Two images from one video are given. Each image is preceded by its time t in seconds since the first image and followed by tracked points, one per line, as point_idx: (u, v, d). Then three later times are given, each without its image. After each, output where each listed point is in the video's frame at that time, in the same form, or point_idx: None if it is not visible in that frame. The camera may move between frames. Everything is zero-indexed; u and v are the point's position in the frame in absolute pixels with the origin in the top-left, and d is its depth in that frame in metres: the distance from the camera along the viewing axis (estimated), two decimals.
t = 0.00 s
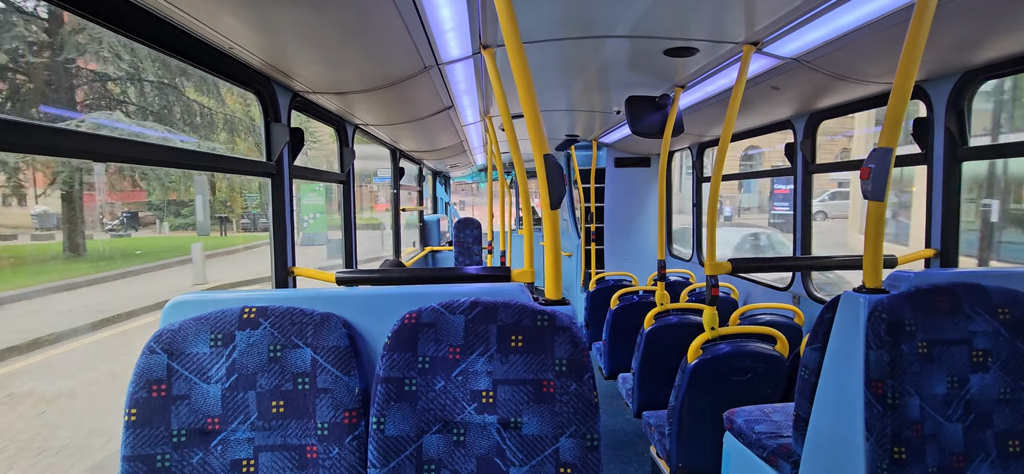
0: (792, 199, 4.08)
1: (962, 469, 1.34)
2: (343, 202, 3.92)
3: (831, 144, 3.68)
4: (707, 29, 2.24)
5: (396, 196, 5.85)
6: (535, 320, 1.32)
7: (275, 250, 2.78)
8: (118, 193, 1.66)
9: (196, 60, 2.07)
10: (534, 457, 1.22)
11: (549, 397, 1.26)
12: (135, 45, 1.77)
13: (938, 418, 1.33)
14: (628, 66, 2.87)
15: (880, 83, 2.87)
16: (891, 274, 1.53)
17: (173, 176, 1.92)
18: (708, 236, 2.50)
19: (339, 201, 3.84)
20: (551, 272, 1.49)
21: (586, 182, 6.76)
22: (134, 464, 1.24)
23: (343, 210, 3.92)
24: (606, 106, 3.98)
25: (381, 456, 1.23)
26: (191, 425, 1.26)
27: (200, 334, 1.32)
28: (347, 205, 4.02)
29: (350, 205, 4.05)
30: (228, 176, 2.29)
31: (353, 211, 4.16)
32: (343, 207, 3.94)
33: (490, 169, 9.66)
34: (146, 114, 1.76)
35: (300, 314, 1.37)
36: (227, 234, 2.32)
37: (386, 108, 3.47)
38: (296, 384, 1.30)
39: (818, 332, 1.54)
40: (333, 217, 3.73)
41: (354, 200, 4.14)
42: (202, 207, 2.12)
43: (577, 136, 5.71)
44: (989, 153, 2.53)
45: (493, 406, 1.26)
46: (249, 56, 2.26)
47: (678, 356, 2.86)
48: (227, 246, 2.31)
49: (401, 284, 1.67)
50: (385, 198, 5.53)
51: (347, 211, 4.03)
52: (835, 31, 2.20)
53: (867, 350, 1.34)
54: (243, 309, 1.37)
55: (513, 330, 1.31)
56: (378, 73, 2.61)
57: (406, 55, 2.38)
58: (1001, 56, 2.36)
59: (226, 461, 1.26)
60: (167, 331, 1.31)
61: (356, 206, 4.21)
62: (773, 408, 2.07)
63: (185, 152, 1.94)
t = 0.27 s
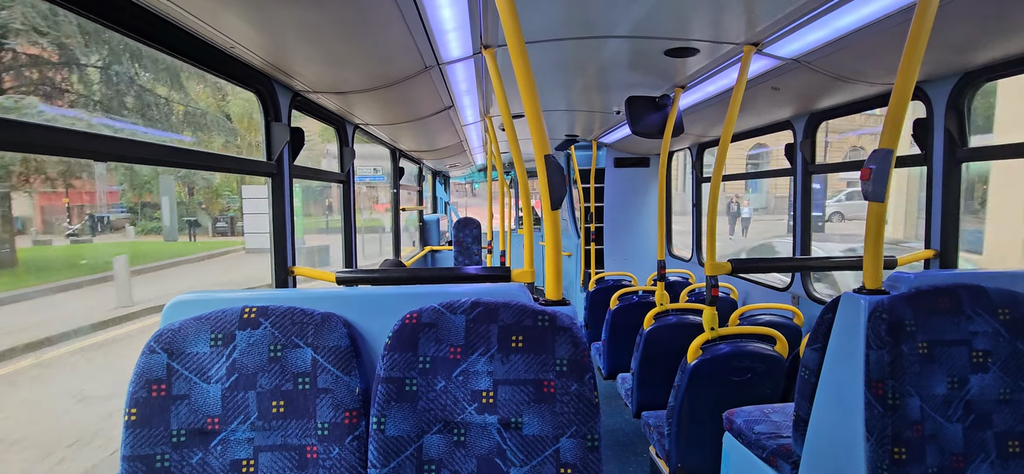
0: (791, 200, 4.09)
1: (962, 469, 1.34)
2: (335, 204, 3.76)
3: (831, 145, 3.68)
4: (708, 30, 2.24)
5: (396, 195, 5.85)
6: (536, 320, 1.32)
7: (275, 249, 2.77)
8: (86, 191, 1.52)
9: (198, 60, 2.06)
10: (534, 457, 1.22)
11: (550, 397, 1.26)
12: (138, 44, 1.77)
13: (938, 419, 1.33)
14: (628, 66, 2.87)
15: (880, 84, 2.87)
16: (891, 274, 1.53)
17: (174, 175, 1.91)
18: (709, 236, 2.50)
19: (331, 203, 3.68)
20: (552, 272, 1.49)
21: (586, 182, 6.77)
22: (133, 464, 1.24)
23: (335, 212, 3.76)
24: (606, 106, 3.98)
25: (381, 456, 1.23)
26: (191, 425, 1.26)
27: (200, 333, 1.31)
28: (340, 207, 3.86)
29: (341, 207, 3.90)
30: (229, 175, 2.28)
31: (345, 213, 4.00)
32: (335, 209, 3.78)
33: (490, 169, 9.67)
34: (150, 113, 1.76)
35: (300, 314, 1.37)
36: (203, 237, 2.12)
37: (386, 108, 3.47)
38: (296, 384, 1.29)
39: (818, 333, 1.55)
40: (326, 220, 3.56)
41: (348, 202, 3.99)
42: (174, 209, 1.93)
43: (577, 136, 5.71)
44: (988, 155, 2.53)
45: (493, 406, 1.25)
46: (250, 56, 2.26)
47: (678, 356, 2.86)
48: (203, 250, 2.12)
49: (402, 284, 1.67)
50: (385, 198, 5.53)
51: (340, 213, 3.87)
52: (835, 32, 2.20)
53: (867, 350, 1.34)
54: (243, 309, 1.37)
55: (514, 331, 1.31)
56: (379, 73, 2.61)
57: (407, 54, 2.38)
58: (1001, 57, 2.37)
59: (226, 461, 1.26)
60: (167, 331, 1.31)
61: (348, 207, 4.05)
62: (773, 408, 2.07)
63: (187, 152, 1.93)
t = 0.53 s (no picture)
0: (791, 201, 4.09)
1: (955, 471, 1.34)
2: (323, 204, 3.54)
3: (830, 146, 3.68)
4: (706, 31, 2.24)
5: (397, 195, 5.86)
6: (531, 321, 1.32)
7: (274, 248, 2.78)
8: (44, 190, 1.39)
9: (195, 59, 2.06)
10: (529, 457, 1.23)
11: (545, 397, 1.26)
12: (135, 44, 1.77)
13: (931, 420, 1.33)
14: (627, 67, 2.87)
15: (879, 86, 2.87)
16: (887, 276, 1.54)
17: (173, 174, 1.91)
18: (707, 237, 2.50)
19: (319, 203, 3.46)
20: (548, 273, 1.50)
21: (586, 182, 6.77)
22: (129, 462, 1.24)
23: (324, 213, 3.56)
24: (606, 107, 3.98)
25: (376, 455, 1.23)
26: (187, 423, 1.27)
27: (196, 332, 1.32)
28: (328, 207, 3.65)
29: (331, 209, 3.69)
30: (228, 175, 2.29)
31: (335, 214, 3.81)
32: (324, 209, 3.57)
33: (491, 168, 9.68)
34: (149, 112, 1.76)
35: (296, 314, 1.37)
36: (171, 241, 1.91)
37: (386, 107, 3.47)
38: (292, 383, 1.30)
39: (813, 334, 1.55)
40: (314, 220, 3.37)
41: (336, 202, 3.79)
42: (137, 214, 1.72)
43: (577, 137, 5.71)
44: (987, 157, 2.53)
45: (488, 406, 1.26)
46: (249, 55, 2.26)
47: (676, 357, 2.86)
48: (170, 255, 1.90)
49: (399, 284, 1.67)
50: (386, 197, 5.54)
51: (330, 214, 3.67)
52: (834, 33, 2.20)
53: (862, 352, 1.34)
54: (239, 308, 1.37)
55: (509, 331, 1.31)
56: (378, 73, 2.61)
57: (406, 54, 2.38)
58: (999, 59, 2.37)
59: (222, 459, 1.26)
60: (163, 330, 1.31)
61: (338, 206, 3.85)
62: (770, 409, 2.08)
63: (186, 151, 1.94)
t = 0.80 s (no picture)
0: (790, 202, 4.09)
1: (955, 471, 1.33)
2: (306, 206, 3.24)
3: (829, 147, 3.68)
4: (706, 30, 2.24)
5: (396, 196, 5.86)
6: (530, 320, 1.32)
7: (272, 248, 2.77)
8: None
9: (193, 58, 2.06)
10: (527, 457, 1.22)
11: (543, 396, 1.26)
12: (132, 41, 1.76)
13: (932, 420, 1.32)
14: (626, 67, 2.87)
15: (878, 86, 2.87)
16: (886, 276, 1.53)
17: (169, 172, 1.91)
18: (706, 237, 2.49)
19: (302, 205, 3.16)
20: (547, 272, 1.49)
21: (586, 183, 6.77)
22: (125, 462, 1.23)
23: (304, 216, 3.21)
24: (605, 107, 3.98)
25: (373, 455, 1.23)
26: (183, 422, 1.26)
27: (193, 331, 1.31)
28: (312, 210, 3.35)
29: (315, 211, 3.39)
30: (225, 174, 2.28)
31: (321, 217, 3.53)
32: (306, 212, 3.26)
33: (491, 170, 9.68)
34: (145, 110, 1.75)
35: (293, 312, 1.36)
36: (125, 247, 1.69)
37: (385, 107, 3.47)
38: (289, 382, 1.29)
39: (813, 334, 1.55)
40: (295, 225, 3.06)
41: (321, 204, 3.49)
42: (87, 217, 1.51)
43: (577, 137, 5.71)
44: (986, 157, 2.53)
45: (486, 405, 1.25)
46: (247, 54, 2.26)
47: (675, 357, 2.85)
48: (123, 265, 1.68)
49: (398, 283, 1.67)
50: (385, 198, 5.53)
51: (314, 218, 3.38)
52: (833, 33, 2.20)
53: (861, 351, 1.34)
54: (237, 307, 1.37)
55: (507, 330, 1.31)
56: (376, 73, 2.61)
57: (404, 54, 2.38)
58: (999, 59, 2.36)
59: (218, 459, 1.26)
60: (159, 329, 1.31)
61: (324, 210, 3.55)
62: (769, 410, 2.07)
63: (182, 149, 1.93)
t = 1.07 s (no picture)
0: (790, 202, 4.09)
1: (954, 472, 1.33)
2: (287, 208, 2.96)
3: (829, 148, 3.69)
4: (706, 32, 2.24)
5: (397, 196, 5.86)
6: (530, 321, 1.32)
7: (272, 249, 2.77)
8: None
9: (195, 60, 2.06)
10: (527, 458, 1.23)
11: (543, 397, 1.26)
12: (133, 44, 1.77)
13: (931, 421, 1.32)
14: (626, 67, 2.87)
15: (878, 87, 2.87)
16: (885, 276, 1.54)
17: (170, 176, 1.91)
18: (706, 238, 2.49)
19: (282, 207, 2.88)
20: (547, 274, 1.50)
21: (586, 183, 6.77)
22: (127, 463, 1.24)
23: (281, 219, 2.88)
24: (606, 108, 3.98)
25: (374, 456, 1.23)
26: (185, 423, 1.26)
27: (194, 332, 1.32)
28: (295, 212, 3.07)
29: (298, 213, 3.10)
30: (225, 175, 2.28)
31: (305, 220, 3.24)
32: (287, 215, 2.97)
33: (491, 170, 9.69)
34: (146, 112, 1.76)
35: (294, 314, 1.37)
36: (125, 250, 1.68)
37: (385, 108, 3.47)
38: (290, 383, 1.30)
39: (812, 335, 1.55)
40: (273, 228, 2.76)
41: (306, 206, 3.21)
42: (26, 214, 1.33)
43: (577, 138, 5.71)
44: (986, 158, 2.53)
45: (486, 406, 1.26)
46: (248, 56, 2.26)
47: (675, 357, 2.86)
48: (62, 273, 1.45)
49: (399, 285, 1.67)
50: (385, 198, 5.54)
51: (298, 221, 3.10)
52: (833, 34, 2.20)
53: (861, 352, 1.34)
54: (238, 308, 1.37)
55: (507, 331, 1.31)
56: (377, 74, 2.61)
57: (405, 55, 2.38)
58: (998, 60, 2.37)
59: (220, 459, 1.26)
60: (161, 330, 1.31)
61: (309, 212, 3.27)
62: (769, 410, 2.08)
63: (183, 152, 1.93)
